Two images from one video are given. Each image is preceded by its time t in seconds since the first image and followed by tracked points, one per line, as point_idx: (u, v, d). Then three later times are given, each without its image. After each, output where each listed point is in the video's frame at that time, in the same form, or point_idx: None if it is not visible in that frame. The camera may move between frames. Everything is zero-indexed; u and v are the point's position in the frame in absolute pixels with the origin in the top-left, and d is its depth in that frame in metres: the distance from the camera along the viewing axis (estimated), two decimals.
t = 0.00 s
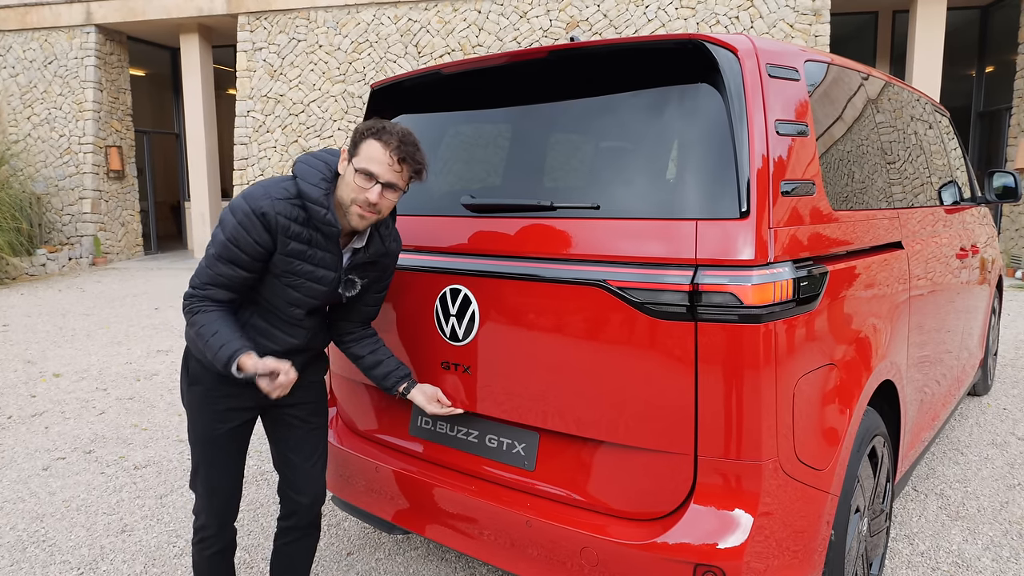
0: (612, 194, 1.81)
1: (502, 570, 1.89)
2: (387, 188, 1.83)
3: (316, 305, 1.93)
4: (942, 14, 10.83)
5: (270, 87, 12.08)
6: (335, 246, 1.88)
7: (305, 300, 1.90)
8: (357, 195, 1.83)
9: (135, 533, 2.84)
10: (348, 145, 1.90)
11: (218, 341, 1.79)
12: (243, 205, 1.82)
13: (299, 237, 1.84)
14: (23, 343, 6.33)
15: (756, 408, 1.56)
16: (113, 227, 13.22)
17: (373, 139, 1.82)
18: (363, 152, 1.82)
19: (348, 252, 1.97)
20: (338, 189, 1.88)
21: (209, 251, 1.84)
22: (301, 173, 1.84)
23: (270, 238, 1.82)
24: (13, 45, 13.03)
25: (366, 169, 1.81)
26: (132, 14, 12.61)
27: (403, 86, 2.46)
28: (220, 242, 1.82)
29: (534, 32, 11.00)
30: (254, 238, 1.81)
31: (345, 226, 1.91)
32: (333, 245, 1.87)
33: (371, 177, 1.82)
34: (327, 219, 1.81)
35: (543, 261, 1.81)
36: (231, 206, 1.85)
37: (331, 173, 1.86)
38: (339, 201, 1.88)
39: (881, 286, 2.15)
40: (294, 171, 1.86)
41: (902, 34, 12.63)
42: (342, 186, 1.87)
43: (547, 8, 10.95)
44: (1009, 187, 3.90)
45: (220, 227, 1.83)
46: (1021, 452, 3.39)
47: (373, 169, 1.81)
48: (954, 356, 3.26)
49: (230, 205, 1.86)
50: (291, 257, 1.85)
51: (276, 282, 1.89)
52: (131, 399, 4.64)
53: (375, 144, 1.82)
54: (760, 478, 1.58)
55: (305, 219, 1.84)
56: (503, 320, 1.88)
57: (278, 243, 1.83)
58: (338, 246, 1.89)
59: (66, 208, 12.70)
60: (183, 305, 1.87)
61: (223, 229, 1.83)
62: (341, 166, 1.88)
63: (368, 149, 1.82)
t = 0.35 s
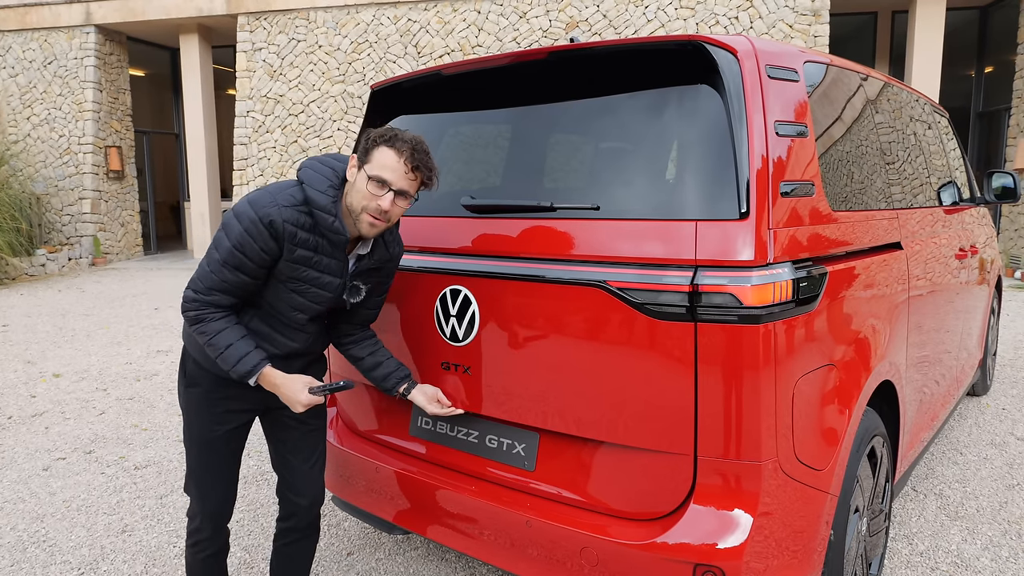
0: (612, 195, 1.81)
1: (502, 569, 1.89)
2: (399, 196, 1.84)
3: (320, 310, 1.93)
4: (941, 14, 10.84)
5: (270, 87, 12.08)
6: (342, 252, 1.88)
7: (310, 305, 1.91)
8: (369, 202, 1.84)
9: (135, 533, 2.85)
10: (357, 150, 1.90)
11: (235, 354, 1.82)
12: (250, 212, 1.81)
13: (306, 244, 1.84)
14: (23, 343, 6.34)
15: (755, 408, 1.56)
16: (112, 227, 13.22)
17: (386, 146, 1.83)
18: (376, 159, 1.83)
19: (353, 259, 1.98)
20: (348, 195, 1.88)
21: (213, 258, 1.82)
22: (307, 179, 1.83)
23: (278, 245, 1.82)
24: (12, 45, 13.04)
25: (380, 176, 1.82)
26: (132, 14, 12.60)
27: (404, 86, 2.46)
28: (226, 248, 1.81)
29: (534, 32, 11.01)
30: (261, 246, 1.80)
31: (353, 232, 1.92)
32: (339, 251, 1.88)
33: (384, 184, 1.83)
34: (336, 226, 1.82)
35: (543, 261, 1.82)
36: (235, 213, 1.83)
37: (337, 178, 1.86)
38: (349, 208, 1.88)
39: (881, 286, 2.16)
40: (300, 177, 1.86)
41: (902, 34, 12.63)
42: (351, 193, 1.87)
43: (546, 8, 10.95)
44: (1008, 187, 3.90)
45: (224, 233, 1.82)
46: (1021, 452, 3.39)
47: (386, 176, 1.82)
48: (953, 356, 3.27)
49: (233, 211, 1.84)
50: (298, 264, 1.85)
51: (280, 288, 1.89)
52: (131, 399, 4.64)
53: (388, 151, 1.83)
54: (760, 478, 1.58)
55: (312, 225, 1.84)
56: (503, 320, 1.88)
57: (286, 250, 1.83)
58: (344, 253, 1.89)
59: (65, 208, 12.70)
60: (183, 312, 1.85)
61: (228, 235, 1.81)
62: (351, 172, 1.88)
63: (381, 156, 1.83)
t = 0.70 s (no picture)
0: (613, 195, 1.81)
1: (504, 569, 1.90)
2: (401, 197, 1.85)
3: (319, 311, 1.93)
4: (941, 14, 10.84)
5: (269, 87, 12.08)
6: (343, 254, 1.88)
7: (309, 308, 1.91)
8: (370, 203, 1.84)
9: (137, 532, 2.85)
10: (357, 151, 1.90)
11: (228, 359, 1.82)
12: (249, 215, 1.80)
13: (306, 247, 1.84)
14: (24, 343, 6.35)
15: (756, 408, 1.56)
16: (112, 227, 13.22)
17: (387, 147, 1.83)
18: (376, 160, 1.83)
19: (352, 261, 1.99)
20: (349, 195, 1.88)
21: (209, 261, 1.82)
22: (308, 182, 1.83)
23: (277, 248, 1.81)
24: (12, 45, 13.03)
25: (382, 178, 1.82)
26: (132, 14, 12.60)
27: (405, 86, 2.47)
28: (223, 251, 1.80)
29: (534, 32, 11.01)
30: (259, 250, 1.79)
31: (353, 233, 1.92)
32: (339, 255, 1.88)
33: (385, 185, 1.83)
34: (336, 229, 1.82)
35: (544, 261, 1.82)
36: (233, 214, 1.82)
37: (337, 181, 1.86)
38: (350, 209, 1.88)
39: (881, 286, 2.16)
40: (299, 180, 1.86)
41: (902, 34, 12.64)
42: (352, 194, 1.87)
43: (546, 8, 10.95)
44: (1008, 187, 3.91)
45: (222, 235, 1.81)
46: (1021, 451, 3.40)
47: (387, 177, 1.82)
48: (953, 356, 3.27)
49: (231, 212, 1.83)
50: (297, 267, 1.84)
51: (280, 290, 1.88)
52: (132, 398, 4.64)
53: (390, 153, 1.83)
54: (761, 478, 1.59)
55: (312, 229, 1.84)
56: (505, 320, 1.89)
57: (285, 253, 1.83)
58: (344, 255, 1.89)
59: (65, 208, 12.70)
60: (176, 313, 1.84)
61: (226, 237, 1.80)
62: (350, 173, 1.87)
63: (382, 157, 1.83)
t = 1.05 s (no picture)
0: (615, 195, 1.82)
1: (508, 569, 1.91)
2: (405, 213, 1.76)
3: (306, 321, 1.87)
4: (941, 14, 10.85)
5: (270, 87, 12.08)
6: (331, 262, 1.81)
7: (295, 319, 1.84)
8: (376, 222, 1.74)
9: (140, 532, 2.86)
10: (347, 156, 1.71)
11: (218, 384, 1.73)
12: (229, 233, 1.68)
13: (291, 259, 1.75)
14: (24, 343, 6.35)
15: (759, 408, 1.57)
16: (113, 227, 13.22)
17: (394, 163, 1.70)
18: (386, 178, 1.70)
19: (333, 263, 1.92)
20: (348, 210, 1.73)
21: (187, 283, 1.67)
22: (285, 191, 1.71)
23: (263, 265, 1.71)
24: (12, 45, 13.04)
25: (393, 199, 1.71)
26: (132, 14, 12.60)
27: (408, 86, 2.47)
28: (204, 272, 1.66)
29: (534, 32, 11.01)
30: (243, 267, 1.68)
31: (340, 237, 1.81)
32: (324, 263, 1.80)
33: (396, 204, 1.73)
34: (322, 238, 1.73)
35: (546, 261, 1.83)
36: (207, 230, 1.68)
37: (315, 186, 1.75)
38: (345, 221, 1.76)
39: (881, 286, 2.16)
40: (276, 189, 1.74)
41: (901, 34, 12.65)
42: (348, 207, 1.74)
43: (547, 8, 10.95)
44: (1008, 188, 3.91)
45: (198, 255, 1.67)
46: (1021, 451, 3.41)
47: (398, 197, 1.72)
48: (953, 356, 3.28)
49: (205, 229, 1.69)
50: (284, 281, 1.75)
51: (265, 304, 1.79)
52: (133, 398, 4.65)
53: (398, 171, 1.71)
54: (763, 477, 1.60)
55: (294, 238, 1.74)
56: (507, 320, 1.89)
57: (272, 269, 1.73)
58: (328, 263, 1.81)
59: (66, 208, 12.71)
60: (153, 342, 1.69)
61: (206, 258, 1.67)
62: (345, 185, 1.71)
63: (392, 176, 1.70)
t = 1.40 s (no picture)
0: (617, 195, 1.82)
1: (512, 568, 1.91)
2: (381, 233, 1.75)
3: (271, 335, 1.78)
4: (941, 14, 10.85)
5: (270, 87, 12.08)
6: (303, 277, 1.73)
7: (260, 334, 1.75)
8: (355, 244, 1.70)
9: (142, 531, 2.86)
10: (329, 180, 1.62)
11: (178, 416, 1.60)
12: (198, 247, 1.55)
13: (262, 274, 1.65)
14: (26, 343, 6.36)
15: (762, 407, 1.58)
16: (113, 227, 13.23)
17: (381, 189, 1.65)
18: (372, 207, 1.65)
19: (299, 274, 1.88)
20: (326, 232, 1.67)
21: (148, 303, 1.52)
22: (256, 204, 1.60)
23: (233, 282, 1.61)
24: (12, 45, 13.04)
25: (377, 224, 1.69)
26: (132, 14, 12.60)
27: (410, 87, 2.48)
28: (170, 290, 1.53)
29: (534, 32, 11.01)
30: (215, 284, 1.57)
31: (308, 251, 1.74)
32: (293, 277, 1.71)
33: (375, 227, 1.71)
34: (296, 253, 1.63)
35: (549, 260, 1.83)
36: (171, 245, 1.54)
37: (286, 198, 1.64)
38: (322, 240, 1.69)
39: (881, 286, 2.16)
40: (245, 201, 1.62)
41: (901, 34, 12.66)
42: (327, 228, 1.67)
43: (547, 8, 10.96)
44: (1008, 187, 3.92)
45: (163, 271, 1.53)
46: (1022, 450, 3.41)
47: (380, 221, 1.70)
48: (954, 356, 3.28)
49: (169, 243, 1.55)
50: (253, 297, 1.66)
51: (231, 319, 1.69)
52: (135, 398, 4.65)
53: (383, 197, 1.66)
54: (767, 476, 1.60)
55: (265, 252, 1.64)
56: (510, 320, 1.89)
57: (243, 286, 1.63)
58: (297, 279, 1.73)
59: (66, 208, 12.72)
60: (104, 369, 1.52)
61: (172, 275, 1.53)
62: (327, 208, 1.63)
63: (377, 203, 1.66)
